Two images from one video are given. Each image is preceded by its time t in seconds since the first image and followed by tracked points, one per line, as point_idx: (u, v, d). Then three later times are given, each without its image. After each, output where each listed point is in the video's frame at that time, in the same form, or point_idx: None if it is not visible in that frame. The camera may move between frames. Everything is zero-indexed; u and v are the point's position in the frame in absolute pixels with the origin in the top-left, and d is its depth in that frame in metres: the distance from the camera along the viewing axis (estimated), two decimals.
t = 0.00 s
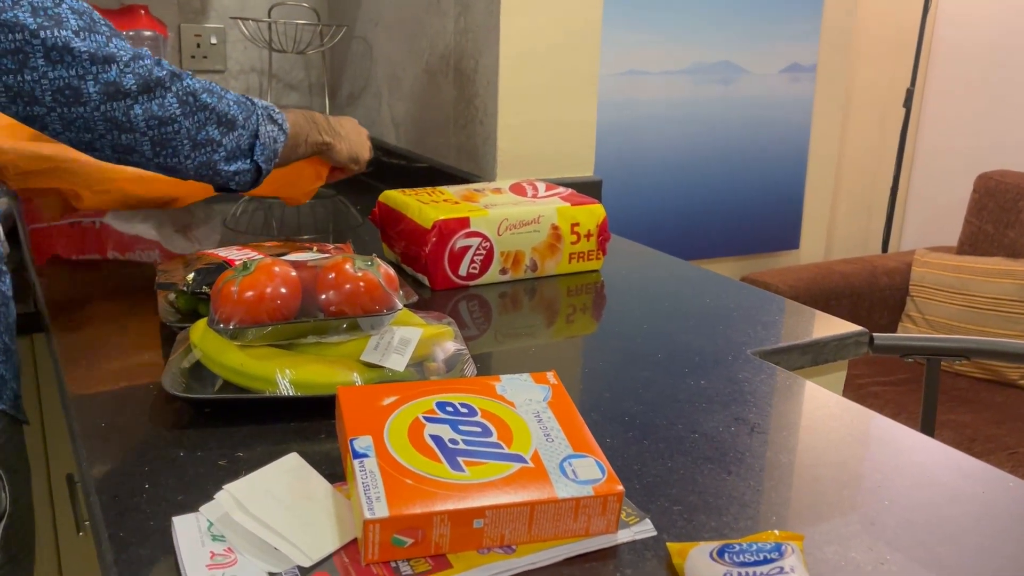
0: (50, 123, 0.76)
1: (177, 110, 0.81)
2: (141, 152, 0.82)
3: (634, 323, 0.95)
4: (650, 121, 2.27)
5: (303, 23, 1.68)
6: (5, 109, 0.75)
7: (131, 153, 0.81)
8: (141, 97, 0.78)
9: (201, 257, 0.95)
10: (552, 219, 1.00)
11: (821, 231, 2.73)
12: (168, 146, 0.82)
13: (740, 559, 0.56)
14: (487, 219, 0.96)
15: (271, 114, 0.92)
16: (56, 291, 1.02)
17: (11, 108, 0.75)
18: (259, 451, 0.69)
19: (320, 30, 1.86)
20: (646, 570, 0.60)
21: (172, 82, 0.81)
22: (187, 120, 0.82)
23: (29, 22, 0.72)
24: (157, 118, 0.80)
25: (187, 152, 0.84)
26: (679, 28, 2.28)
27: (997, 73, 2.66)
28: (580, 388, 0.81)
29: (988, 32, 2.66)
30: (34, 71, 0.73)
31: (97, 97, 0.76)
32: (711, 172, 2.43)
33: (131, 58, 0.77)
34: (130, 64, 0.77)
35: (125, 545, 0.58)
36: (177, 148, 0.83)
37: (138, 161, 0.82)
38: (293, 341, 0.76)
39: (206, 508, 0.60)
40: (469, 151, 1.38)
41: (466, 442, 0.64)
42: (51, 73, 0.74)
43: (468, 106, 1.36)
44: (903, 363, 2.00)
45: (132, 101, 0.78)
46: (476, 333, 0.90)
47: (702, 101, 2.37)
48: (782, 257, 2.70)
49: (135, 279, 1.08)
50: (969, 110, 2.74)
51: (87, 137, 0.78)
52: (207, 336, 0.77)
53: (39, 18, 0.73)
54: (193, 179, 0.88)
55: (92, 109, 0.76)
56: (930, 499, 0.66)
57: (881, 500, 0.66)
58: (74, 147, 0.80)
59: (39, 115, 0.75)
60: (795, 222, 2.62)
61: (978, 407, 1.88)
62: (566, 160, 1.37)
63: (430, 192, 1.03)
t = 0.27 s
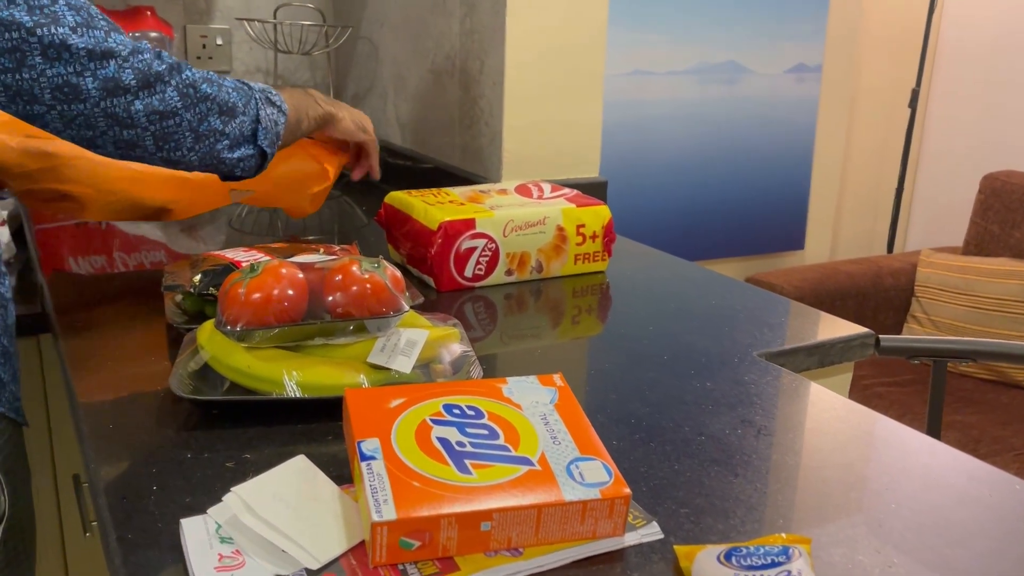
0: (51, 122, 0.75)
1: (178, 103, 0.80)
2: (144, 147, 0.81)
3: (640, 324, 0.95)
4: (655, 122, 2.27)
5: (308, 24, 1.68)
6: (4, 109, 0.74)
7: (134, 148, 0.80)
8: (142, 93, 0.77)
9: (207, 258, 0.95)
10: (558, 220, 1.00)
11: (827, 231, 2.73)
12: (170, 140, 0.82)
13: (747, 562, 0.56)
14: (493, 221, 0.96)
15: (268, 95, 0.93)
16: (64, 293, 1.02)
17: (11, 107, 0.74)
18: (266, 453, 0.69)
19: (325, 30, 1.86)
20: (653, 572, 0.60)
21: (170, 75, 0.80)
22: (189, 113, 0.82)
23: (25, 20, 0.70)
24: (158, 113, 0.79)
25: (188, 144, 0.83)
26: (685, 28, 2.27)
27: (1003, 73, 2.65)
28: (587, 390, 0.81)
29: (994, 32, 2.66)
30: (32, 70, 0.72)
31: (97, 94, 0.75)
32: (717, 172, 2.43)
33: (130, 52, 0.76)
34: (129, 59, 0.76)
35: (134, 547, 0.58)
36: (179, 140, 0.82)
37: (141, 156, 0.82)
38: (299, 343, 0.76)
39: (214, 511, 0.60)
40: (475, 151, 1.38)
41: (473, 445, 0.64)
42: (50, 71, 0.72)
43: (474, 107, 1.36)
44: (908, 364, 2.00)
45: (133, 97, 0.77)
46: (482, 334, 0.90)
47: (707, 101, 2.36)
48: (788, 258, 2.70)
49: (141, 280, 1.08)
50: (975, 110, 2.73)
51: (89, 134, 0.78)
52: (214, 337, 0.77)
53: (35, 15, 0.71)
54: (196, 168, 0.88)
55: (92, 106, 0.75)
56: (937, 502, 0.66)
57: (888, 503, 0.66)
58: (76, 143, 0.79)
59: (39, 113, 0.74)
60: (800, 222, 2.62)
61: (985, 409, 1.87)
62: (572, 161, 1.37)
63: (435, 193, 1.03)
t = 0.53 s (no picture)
0: (45, 120, 0.80)
1: (163, 95, 0.86)
2: (133, 142, 0.86)
3: (643, 325, 0.95)
4: (659, 122, 2.27)
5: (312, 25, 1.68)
6: None
7: (123, 143, 0.85)
8: (131, 86, 0.82)
9: (212, 259, 0.95)
10: (562, 221, 1.00)
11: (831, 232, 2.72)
12: (159, 134, 0.88)
13: (751, 564, 0.56)
14: (497, 222, 0.96)
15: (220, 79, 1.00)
16: (69, 294, 1.02)
17: (6, 106, 0.77)
18: (271, 454, 0.69)
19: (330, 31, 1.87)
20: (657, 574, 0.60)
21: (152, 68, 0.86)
22: (172, 106, 0.88)
23: (21, 16, 0.75)
24: (147, 105, 0.85)
25: (173, 136, 0.90)
26: (688, 28, 2.27)
27: (1008, 73, 2.64)
28: (591, 391, 0.81)
29: (998, 32, 2.65)
30: (28, 64, 0.76)
31: (91, 87, 0.80)
32: (720, 173, 2.43)
33: (117, 47, 0.82)
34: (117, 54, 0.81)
35: (139, 547, 0.58)
36: (166, 133, 0.89)
37: (129, 152, 0.87)
38: (304, 345, 0.76)
39: (218, 512, 0.61)
40: (479, 152, 1.39)
41: (477, 447, 0.64)
42: (46, 65, 0.77)
43: (478, 108, 1.37)
44: (912, 365, 2.00)
45: (123, 91, 0.82)
46: (486, 336, 0.90)
47: (711, 102, 2.36)
48: (792, 258, 2.69)
49: (146, 282, 1.08)
50: (979, 110, 2.73)
51: (80, 130, 0.82)
52: (219, 339, 0.77)
53: (29, 12, 0.75)
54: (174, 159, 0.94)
55: (85, 99, 0.80)
56: (942, 504, 0.66)
57: (892, 505, 0.66)
58: (67, 143, 0.83)
59: (34, 111, 0.78)
60: (804, 222, 2.62)
61: (989, 410, 1.87)
62: (576, 162, 1.37)
63: (440, 194, 1.04)
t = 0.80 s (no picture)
0: (39, 110, 0.81)
1: (141, 79, 0.88)
2: (115, 127, 0.88)
3: (646, 327, 0.95)
4: (662, 124, 2.27)
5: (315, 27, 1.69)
6: None
7: (106, 129, 0.87)
8: (117, 73, 0.84)
9: (215, 262, 0.95)
10: (564, 223, 1.00)
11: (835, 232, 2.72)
12: (137, 118, 0.90)
13: (753, 566, 0.56)
14: (499, 224, 0.96)
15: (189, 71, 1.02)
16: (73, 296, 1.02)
17: (4, 98, 0.78)
18: (274, 457, 0.69)
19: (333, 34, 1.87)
20: None
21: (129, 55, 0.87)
22: (148, 91, 0.91)
23: (22, 11, 0.74)
24: (130, 91, 0.87)
25: (149, 120, 0.92)
26: (691, 29, 2.27)
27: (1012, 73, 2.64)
28: (594, 393, 0.81)
29: (1001, 32, 2.65)
30: (28, 58, 0.76)
31: (84, 77, 0.81)
32: (724, 174, 2.43)
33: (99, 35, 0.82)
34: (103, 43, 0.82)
35: (143, 550, 0.58)
36: (143, 118, 0.91)
37: (109, 137, 0.89)
38: (307, 346, 0.76)
39: (222, 514, 0.61)
40: (482, 153, 1.39)
41: (480, 449, 0.64)
42: (44, 58, 0.77)
43: (481, 109, 1.37)
44: (916, 365, 1.99)
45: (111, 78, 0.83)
46: (489, 337, 0.90)
47: (714, 102, 2.36)
48: (796, 259, 2.69)
49: (150, 284, 1.08)
50: (983, 110, 2.72)
51: (68, 118, 0.84)
52: (223, 341, 0.77)
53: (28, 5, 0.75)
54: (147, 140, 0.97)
55: (78, 89, 0.81)
56: (945, 505, 0.66)
57: (895, 506, 0.66)
58: (53, 130, 0.84)
59: (28, 102, 0.79)
60: (808, 223, 2.61)
61: (993, 411, 1.86)
62: (578, 163, 1.37)
63: (442, 196, 1.04)
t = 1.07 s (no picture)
0: (46, 111, 0.81)
1: (147, 82, 0.89)
2: (122, 131, 0.88)
3: (651, 328, 0.95)
4: (666, 126, 2.27)
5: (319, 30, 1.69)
6: (4, 103, 0.78)
7: (113, 133, 0.87)
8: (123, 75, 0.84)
9: (221, 264, 0.96)
10: (570, 225, 1.01)
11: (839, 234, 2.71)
12: (144, 121, 0.90)
13: (761, 568, 0.56)
14: (505, 226, 0.96)
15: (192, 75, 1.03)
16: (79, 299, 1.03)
17: (12, 99, 0.78)
18: (281, 458, 0.69)
19: (338, 37, 1.88)
20: None
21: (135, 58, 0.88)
22: (154, 94, 0.91)
23: (28, 12, 0.75)
24: (137, 94, 0.87)
25: (155, 123, 0.92)
26: (695, 31, 2.27)
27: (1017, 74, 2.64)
28: (600, 395, 0.81)
29: (1006, 33, 2.64)
30: (35, 59, 0.76)
31: (91, 79, 0.81)
32: (728, 175, 2.43)
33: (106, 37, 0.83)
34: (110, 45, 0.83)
35: (151, 551, 0.58)
36: (149, 121, 0.91)
37: (117, 141, 0.89)
38: (314, 348, 0.76)
39: (230, 516, 0.61)
40: (486, 155, 1.39)
41: (487, 451, 0.65)
42: (51, 58, 0.77)
43: (485, 112, 1.37)
44: (921, 367, 1.99)
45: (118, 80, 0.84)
46: (495, 339, 0.90)
47: (718, 104, 2.36)
48: (801, 260, 2.69)
49: (156, 286, 1.09)
50: (988, 111, 2.72)
51: (76, 122, 0.84)
52: (230, 344, 0.77)
53: (34, 6, 0.75)
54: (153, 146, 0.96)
55: (85, 91, 0.81)
56: (951, 506, 0.66)
57: (902, 507, 0.66)
58: (62, 135, 0.84)
59: (36, 104, 0.79)
60: (812, 225, 2.61)
61: (998, 412, 1.86)
62: (583, 165, 1.38)
63: (447, 198, 1.04)
